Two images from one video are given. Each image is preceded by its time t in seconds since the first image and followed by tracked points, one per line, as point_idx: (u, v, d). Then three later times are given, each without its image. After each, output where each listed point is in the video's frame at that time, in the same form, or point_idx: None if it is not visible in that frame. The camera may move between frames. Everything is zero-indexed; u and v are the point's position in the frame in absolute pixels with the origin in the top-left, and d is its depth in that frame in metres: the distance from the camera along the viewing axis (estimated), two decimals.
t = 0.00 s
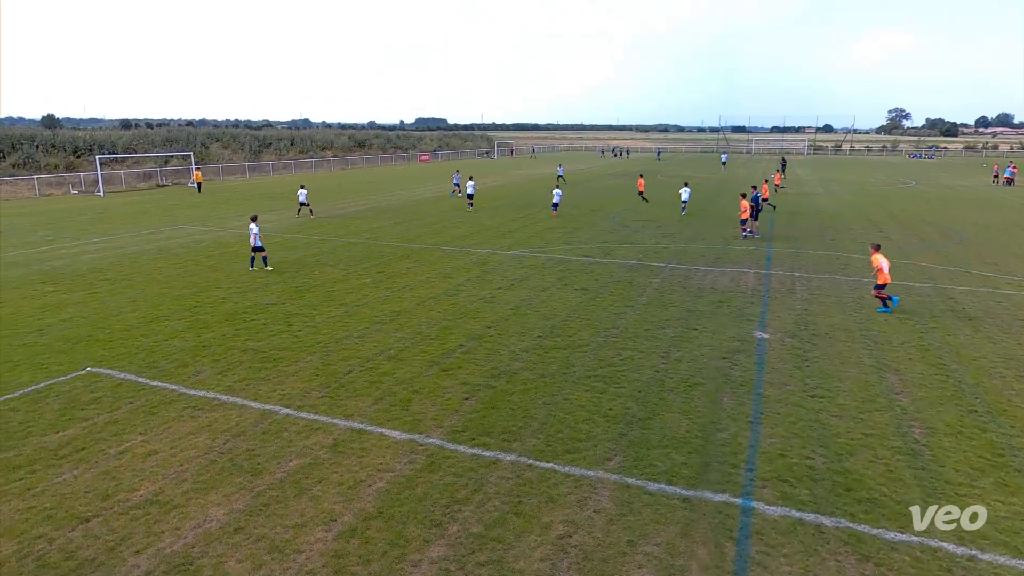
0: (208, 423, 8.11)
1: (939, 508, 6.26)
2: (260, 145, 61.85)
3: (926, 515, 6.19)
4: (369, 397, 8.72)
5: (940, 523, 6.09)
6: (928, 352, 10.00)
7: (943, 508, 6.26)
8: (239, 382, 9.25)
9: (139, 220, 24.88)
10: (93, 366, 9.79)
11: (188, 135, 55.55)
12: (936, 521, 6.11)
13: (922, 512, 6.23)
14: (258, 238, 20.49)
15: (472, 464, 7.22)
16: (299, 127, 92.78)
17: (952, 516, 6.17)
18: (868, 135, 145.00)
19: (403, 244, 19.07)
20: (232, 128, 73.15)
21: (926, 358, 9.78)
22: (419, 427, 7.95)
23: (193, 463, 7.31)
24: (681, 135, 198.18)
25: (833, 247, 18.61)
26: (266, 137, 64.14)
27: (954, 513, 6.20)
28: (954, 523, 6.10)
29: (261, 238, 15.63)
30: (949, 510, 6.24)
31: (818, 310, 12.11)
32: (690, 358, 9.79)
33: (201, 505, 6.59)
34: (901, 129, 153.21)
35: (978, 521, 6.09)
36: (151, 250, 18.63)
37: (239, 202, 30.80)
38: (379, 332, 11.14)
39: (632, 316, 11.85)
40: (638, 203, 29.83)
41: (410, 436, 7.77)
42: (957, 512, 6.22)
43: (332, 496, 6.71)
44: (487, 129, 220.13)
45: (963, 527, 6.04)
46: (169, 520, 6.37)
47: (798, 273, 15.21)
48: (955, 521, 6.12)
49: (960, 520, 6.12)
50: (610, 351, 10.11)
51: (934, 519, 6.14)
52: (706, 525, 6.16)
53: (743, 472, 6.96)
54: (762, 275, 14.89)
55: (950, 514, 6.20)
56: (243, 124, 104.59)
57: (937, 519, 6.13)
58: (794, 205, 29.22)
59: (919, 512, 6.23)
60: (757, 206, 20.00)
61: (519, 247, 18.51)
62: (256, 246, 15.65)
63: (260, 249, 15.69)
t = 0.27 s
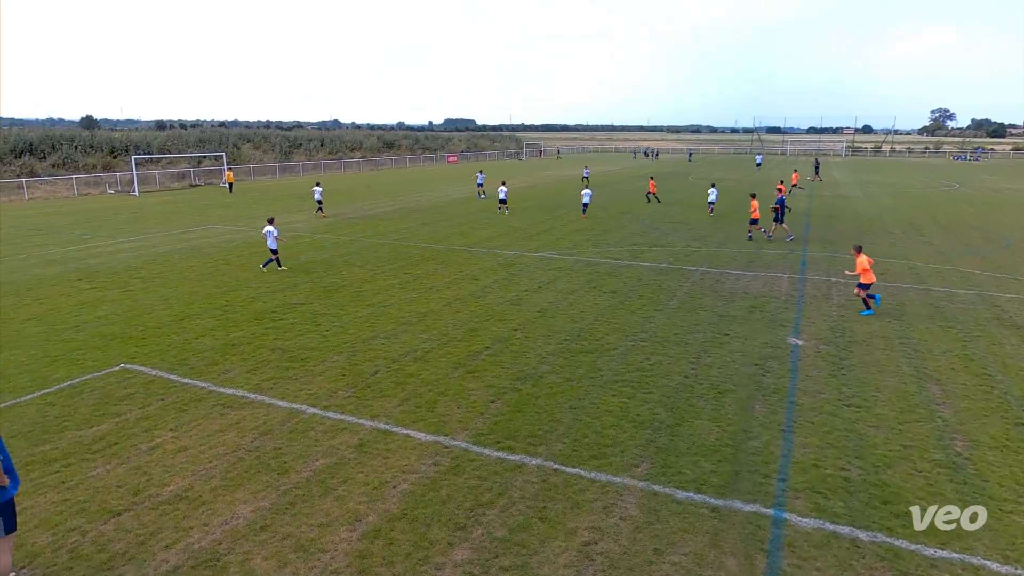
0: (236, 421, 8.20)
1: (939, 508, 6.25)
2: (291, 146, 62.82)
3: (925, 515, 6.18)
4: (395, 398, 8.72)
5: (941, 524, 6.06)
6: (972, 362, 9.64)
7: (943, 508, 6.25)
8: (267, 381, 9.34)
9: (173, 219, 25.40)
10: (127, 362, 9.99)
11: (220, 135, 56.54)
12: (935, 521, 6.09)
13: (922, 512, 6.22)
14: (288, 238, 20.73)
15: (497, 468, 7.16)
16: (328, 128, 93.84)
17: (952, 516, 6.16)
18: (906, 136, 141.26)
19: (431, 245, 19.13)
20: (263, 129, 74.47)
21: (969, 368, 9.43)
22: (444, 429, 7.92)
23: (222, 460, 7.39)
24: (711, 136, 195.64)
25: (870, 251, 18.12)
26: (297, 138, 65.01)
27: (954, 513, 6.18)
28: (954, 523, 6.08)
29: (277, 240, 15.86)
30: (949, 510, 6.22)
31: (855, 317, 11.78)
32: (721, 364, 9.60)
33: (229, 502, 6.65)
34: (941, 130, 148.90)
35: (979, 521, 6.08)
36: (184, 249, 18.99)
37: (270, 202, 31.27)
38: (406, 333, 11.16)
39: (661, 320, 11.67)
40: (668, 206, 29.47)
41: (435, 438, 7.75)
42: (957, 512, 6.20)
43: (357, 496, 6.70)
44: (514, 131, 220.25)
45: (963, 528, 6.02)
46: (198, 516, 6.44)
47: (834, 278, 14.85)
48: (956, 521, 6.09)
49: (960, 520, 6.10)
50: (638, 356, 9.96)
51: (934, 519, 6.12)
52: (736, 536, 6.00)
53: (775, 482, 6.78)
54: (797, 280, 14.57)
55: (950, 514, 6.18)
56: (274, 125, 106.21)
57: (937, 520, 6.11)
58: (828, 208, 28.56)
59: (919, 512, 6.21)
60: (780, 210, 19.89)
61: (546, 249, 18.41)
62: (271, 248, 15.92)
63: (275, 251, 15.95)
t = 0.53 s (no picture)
0: (264, 419, 8.29)
1: (939, 508, 6.25)
2: (320, 146, 63.56)
3: (925, 514, 6.18)
4: (421, 398, 8.73)
5: (940, 523, 6.07)
6: (1015, 371, 9.30)
7: (944, 508, 6.25)
8: (294, 379, 9.43)
9: (205, 218, 25.87)
10: (159, 359, 10.18)
11: (251, 136, 57.43)
12: (935, 521, 6.10)
13: (922, 512, 6.22)
14: (316, 238, 20.96)
15: (521, 470, 7.11)
16: (356, 129, 94.76)
17: (952, 516, 6.16)
18: (945, 138, 137.46)
19: (457, 246, 19.15)
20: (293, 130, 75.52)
21: (1012, 377, 9.10)
22: (469, 431, 7.90)
23: (249, 457, 7.47)
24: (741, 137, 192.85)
25: (907, 256, 17.63)
26: (326, 138, 65.74)
27: (954, 513, 6.19)
28: (954, 523, 6.08)
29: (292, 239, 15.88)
30: (949, 510, 6.22)
31: (891, 323, 11.47)
32: (751, 369, 9.42)
33: (256, 498, 6.72)
34: (982, 131, 144.45)
35: (979, 521, 6.08)
36: (215, 248, 19.33)
37: (300, 202, 31.66)
38: (432, 333, 11.18)
39: (689, 324, 11.51)
40: (696, 208, 29.09)
41: (460, 439, 7.73)
42: (957, 512, 6.20)
43: (382, 496, 6.71)
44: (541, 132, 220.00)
45: (963, 528, 6.02)
46: (226, 511, 6.52)
47: (869, 283, 14.48)
48: (956, 521, 6.10)
49: (960, 520, 6.10)
50: (666, 360, 9.83)
51: (933, 519, 6.13)
52: (765, 545, 5.87)
53: (806, 491, 6.61)
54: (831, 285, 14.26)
55: (950, 514, 6.18)
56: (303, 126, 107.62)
57: (936, 519, 6.12)
58: (863, 210, 27.87)
59: (919, 512, 6.22)
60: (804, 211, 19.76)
61: (573, 250, 18.30)
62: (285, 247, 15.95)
63: (289, 249, 15.98)
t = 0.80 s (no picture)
0: (290, 415, 8.41)
1: (939, 508, 6.25)
2: (348, 146, 64.24)
3: (925, 514, 6.18)
4: (444, 397, 8.77)
5: (939, 523, 6.07)
6: None
7: (943, 508, 6.24)
8: (320, 376, 9.54)
9: (235, 217, 26.32)
10: (189, 355, 10.39)
11: (280, 136, 58.25)
12: (935, 521, 6.09)
13: (923, 512, 6.22)
14: (343, 237, 21.17)
15: (544, 471, 7.09)
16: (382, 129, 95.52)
17: (952, 516, 6.15)
18: (983, 138, 133.63)
19: (482, 246, 19.20)
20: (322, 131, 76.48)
21: None
22: (492, 431, 7.91)
23: (276, 452, 7.58)
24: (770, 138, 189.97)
25: (942, 260, 17.18)
26: (353, 139, 66.40)
27: (954, 513, 6.18)
28: (954, 523, 6.07)
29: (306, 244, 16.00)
30: (949, 510, 6.22)
31: (925, 328, 11.19)
32: (779, 373, 9.26)
33: (282, 493, 6.81)
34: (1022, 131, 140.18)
35: (979, 521, 6.07)
36: (245, 246, 19.66)
37: (327, 202, 32.04)
38: (456, 333, 11.22)
39: (715, 326, 11.37)
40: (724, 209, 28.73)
41: (483, 439, 7.74)
42: (956, 512, 6.20)
43: (405, 494, 6.76)
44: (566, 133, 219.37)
45: (963, 528, 6.02)
46: (252, 505, 6.62)
47: (903, 287, 14.15)
48: (955, 521, 6.09)
49: (959, 520, 6.10)
50: (691, 362, 9.73)
51: (933, 519, 6.12)
52: (792, 552, 5.77)
53: (834, 498, 6.48)
54: (862, 288, 13.96)
55: (950, 514, 6.18)
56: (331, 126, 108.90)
57: (936, 519, 6.12)
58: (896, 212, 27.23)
59: (919, 512, 6.22)
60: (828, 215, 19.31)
61: (598, 251, 18.21)
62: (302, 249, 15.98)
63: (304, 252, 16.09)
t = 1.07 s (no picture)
0: (315, 410, 8.54)
1: (939, 508, 6.26)
2: (373, 145, 64.81)
3: (925, 514, 6.19)
4: (467, 395, 8.83)
5: (939, 523, 6.08)
6: None
7: (943, 508, 6.25)
8: (345, 372, 9.68)
9: (264, 215, 26.76)
10: (218, 350, 10.60)
11: (307, 136, 59.00)
12: (935, 521, 6.10)
13: (923, 512, 6.23)
14: (368, 235, 21.39)
15: (565, 470, 7.11)
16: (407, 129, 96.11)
17: (952, 516, 6.16)
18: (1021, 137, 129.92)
19: (505, 245, 19.25)
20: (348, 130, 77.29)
21: None
22: (514, 429, 7.95)
23: (301, 447, 7.71)
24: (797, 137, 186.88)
25: (976, 262, 16.76)
26: (378, 138, 66.94)
27: (954, 513, 6.19)
28: (954, 523, 6.08)
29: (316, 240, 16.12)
30: (949, 510, 6.23)
31: (956, 332, 10.94)
32: (804, 376, 9.15)
33: (307, 487, 6.93)
34: None
35: (979, 521, 6.07)
36: (272, 244, 19.98)
37: (353, 200, 32.39)
38: (479, 331, 11.28)
39: (740, 328, 11.26)
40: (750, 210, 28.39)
41: (505, 437, 7.78)
42: (956, 512, 6.20)
43: (427, 490, 6.83)
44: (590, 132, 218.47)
45: (963, 527, 6.03)
46: (278, 498, 6.75)
47: (933, 289, 13.85)
48: (955, 521, 6.10)
49: (959, 520, 6.11)
50: (715, 363, 9.65)
51: (934, 519, 6.13)
52: (816, 557, 5.71)
53: (860, 504, 6.39)
54: (891, 291, 13.70)
55: (950, 514, 6.18)
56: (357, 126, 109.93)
57: (936, 519, 6.13)
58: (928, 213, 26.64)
59: (919, 512, 6.23)
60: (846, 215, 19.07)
61: (621, 251, 18.14)
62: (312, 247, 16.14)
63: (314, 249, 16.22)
